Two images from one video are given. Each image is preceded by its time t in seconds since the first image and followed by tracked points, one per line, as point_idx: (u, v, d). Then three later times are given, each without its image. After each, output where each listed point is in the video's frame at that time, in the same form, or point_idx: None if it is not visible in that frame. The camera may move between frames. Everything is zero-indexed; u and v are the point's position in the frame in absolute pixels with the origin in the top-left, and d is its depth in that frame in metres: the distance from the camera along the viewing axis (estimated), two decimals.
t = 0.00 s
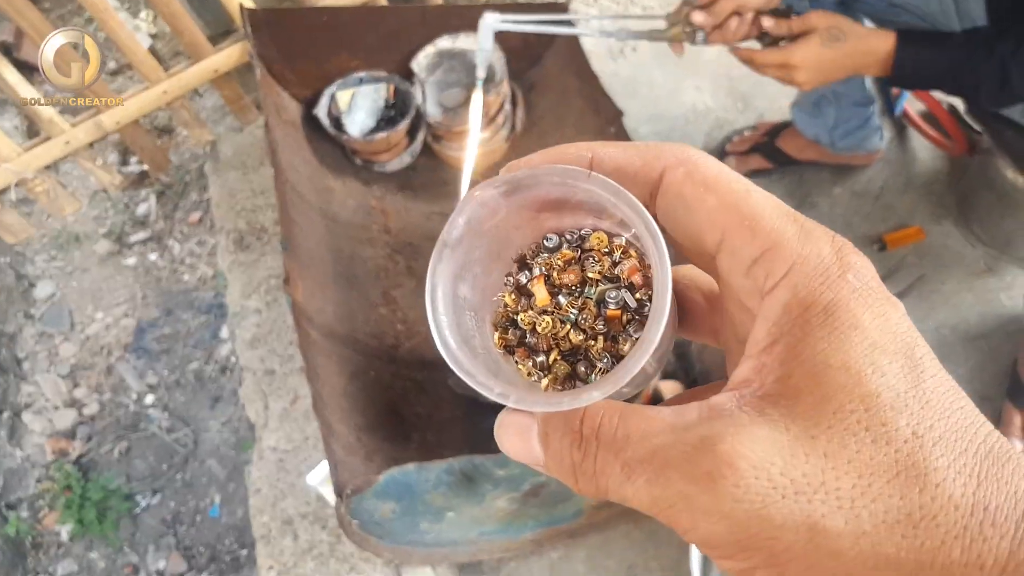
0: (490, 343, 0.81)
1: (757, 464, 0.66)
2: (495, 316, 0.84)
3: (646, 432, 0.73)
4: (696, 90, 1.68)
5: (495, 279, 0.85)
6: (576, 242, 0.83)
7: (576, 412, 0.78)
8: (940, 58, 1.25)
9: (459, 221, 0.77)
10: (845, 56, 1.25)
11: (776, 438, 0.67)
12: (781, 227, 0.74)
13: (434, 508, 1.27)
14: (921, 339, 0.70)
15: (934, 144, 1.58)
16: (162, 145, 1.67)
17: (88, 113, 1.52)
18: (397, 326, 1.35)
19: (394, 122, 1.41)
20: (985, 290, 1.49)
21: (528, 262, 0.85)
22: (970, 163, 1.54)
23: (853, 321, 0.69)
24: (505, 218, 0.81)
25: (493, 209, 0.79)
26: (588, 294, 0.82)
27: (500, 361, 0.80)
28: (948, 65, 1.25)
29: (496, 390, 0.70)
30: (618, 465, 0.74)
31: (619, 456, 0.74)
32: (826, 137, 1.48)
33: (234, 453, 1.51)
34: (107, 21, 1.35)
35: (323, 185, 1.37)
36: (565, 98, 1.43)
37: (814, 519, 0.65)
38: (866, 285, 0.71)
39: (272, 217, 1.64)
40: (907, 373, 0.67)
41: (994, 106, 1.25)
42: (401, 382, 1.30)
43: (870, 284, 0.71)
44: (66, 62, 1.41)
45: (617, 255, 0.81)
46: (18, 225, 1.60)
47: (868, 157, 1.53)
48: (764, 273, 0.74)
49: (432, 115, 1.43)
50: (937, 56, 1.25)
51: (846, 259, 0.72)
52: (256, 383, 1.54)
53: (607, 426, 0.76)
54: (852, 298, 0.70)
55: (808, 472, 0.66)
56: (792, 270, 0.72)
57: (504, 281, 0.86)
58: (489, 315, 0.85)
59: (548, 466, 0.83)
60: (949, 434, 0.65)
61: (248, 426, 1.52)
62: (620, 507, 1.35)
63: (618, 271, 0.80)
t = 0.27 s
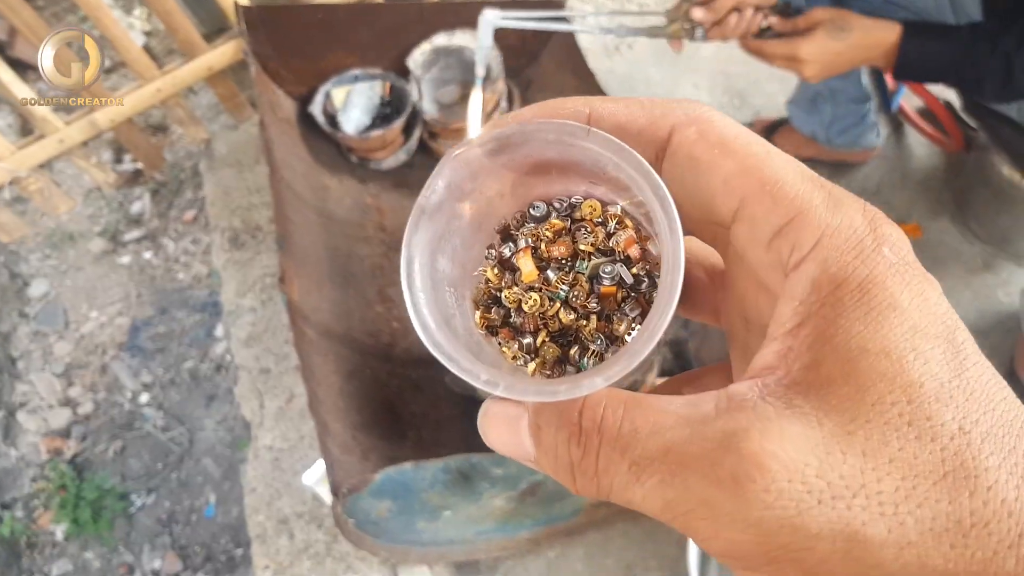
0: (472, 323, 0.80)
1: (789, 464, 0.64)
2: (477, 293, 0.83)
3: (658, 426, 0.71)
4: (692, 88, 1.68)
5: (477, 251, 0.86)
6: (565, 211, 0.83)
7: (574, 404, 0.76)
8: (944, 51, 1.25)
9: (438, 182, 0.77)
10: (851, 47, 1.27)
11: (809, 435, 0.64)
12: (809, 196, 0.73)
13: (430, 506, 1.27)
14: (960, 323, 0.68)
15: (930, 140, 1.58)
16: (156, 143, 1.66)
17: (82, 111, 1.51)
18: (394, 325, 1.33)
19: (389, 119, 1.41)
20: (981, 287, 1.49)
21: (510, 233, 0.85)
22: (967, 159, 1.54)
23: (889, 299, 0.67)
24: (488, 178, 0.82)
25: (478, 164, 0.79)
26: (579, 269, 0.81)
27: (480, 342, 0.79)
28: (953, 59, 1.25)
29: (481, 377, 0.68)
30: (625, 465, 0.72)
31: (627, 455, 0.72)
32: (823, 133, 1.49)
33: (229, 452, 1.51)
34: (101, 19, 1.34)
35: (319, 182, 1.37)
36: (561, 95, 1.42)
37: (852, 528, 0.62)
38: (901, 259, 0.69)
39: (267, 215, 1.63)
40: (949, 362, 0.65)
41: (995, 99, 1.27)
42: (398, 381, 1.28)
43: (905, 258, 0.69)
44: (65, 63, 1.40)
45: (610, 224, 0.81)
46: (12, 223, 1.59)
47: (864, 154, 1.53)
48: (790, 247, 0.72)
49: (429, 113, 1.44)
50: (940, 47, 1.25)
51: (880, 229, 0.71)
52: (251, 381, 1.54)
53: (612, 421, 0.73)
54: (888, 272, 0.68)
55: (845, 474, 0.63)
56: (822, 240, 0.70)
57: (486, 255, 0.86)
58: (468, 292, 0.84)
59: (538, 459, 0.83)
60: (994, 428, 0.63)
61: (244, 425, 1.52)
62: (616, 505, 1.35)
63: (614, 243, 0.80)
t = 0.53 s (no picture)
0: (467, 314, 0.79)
1: (819, 469, 0.64)
2: (471, 281, 0.82)
3: (671, 427, 0.70)
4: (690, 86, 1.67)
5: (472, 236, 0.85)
6: (565, 194, 0.82)
7: (580, 405, 0.75)
8: (945, 47, 1.25)
9: (430, 158, 0.76)
10: (853, 45, 1.27)
11: (840, 438, 0.65)
12: (837, 180, 0.73)
13: (428, 507, 1.27)
14: (995, 317, 0.68)
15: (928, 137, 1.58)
16: (152, 142, 1.65)
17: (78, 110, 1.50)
18: (391, 324, 1.29)
19: (386, 118, 1.39)
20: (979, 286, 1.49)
21: (506, 218, 0.84)
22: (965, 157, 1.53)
23: (921, 290, 0.67)
24: (482, 152, 0.80)
25: (472, 138, 0.78)
26: (580, 255, 0.80)
27: (474, 333, 0.78)
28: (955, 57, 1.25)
29: (476, 368, 0.68)
30: (637, 469, 0.72)
31: (639, 458, 0.72)
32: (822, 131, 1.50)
33: (226, 452, 1.50)
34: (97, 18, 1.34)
35: (316, 182, 1.36)
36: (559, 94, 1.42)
37: (888, 539, 0.62)
38: (934, 247, 0.69)
39: (264, 214, 1.63)
40: (987, 358, 0.66)
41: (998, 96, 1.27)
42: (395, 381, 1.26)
43: (938, 247, 0.69)
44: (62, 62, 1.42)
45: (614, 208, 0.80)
46: (7, 223, 1.59)
47: (863, 153, 1.53)
48: (814, 235, 0.73)
49: (426, 112, 1.42)
50: (942, 45, 1.25)
51: (910, 213, 0.71)
52: (248, 382, 1.53)
53: (620, 422, 0.73)
54: (919, 261, 0.68)
55: (880, 481, 0.63)
56: (848, 224, 0.71)
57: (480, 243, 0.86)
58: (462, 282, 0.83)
59: (538, 458, 0.83)
60: None
61: (240, 426, 1.51)
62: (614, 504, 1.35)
63: (618, 228, 0.79)
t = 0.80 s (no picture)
0: (465, 334, 0.77)
1: (843, 501, 0.61)
2: (470, 302, 0.81)
3: (686, 454, 0.66)
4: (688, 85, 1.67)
5: (467, 255, 0.84)
6: (564, 211, 0.82)
7: (588, 426, 0.70)
8: (941, 43, 1.25)
9: (419, 168, 0.73)
10: (850, 44, 1.28)
11: (863, 465, 0.62)
12: (857, 188, 0.70)
13: (426, 509, 1.28)
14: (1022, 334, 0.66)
15: (926, 136, 1.58)
16: (150, 143, 1.65)
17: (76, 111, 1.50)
18: (390, 325, 1.30)
19: (384, 118, 1.42)
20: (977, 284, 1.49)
21: (504, 237, 0.83)
22: (962, 157, 1.53)
23: (945, 307, 0.64)
24: (475, 165, 0.78)
25: (464, 148, 0.75)
26: (581, 273, 0.79)
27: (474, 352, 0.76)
28: (952, 54, 1.25)
29: (467, 381, 0.64)
30: (650, 498, 0.67)
31: (652, 487, 0.67)
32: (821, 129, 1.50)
33: (224, 452, 1.50)
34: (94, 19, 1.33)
35: (313, 182, 1.36)
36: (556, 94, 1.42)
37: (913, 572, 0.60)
38: (958, 261, 0.67)
39: (262, 214, 1.63)
40: (1015, 380, 0.63)
41: (995, 93, 1.26)
42: (394, 381, 1.26)
43: (962, 261, 0.67)
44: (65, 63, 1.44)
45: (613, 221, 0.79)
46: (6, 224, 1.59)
47: (860, 152, 1.53)
48: (831, 246, 0.70)
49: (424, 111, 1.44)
50: (938, 42, 1.25)
51: (932, 223, 0.68)
52: (246, 382, 1.53)
53: (632, 447, 0.68)
54: (942, 276, 0.66)
55: (907, 513, 0.61)
56: (867, 234, 0.68)
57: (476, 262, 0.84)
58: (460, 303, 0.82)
59: (539, 479, 0.77)
60: None
61: (239, 426, 1.51)
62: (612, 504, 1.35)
63: (620, 244, 0.77)
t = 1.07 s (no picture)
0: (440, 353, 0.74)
1: (848, 531, 0.59)
2: (444, 317, 0.78)
3: (680, 475, 0.63)
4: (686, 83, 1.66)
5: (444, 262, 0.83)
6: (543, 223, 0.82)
7: (575, 442, 0.65)
8: (937, 41, 1.25)
9: (388, 168, 0.70)
10: (845, 40, 1.29)
11: (867, 491, 0.60)
12: (863, 184, 0.70)
13: (425, 510, 1.26)
14: None
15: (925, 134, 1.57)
16: (146, 144, 1.64)
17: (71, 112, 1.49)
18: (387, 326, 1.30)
19: (381, 118, 1.42)
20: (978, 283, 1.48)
21: (482, 248, 0.82)
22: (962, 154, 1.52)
23: (946, 315, 0.63)
24: (446, 169, 0.75)
25: (435, 148, 0.72)
26: (561, 284, 0.78)
27: (449, 367, 0.72)
28: (948, 51, 1.25)
29: (439, 384, 0.60)
30: (642, 522, 0.64)
31: (644, 511, 0.64)
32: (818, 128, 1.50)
33: (222, 455, 1.49)
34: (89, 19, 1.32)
35: (310, 183, 1.35)
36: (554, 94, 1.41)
37: None
38: (962, 270, 0.65)
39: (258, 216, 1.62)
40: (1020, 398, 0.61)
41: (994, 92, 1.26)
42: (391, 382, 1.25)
43: (966, 271, 0.66)
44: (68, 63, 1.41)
45: (590, 228, 0.79)
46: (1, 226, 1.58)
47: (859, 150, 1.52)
48: (829, 247, 0.69)
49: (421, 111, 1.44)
50: (935, 39, 1.25)
51: (935, 227, 0.68)
52: (243, 385, 1.52)
53: (622, 467, 0.64)
54: (945, 284, 0.64)
55: (914, 543, 0.58)
56: (867, 232, 0.67)
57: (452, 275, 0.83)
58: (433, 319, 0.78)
59: (516, 496, 0.72)
60: None
61: (236, 429, 1.50)
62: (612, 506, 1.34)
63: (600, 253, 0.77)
